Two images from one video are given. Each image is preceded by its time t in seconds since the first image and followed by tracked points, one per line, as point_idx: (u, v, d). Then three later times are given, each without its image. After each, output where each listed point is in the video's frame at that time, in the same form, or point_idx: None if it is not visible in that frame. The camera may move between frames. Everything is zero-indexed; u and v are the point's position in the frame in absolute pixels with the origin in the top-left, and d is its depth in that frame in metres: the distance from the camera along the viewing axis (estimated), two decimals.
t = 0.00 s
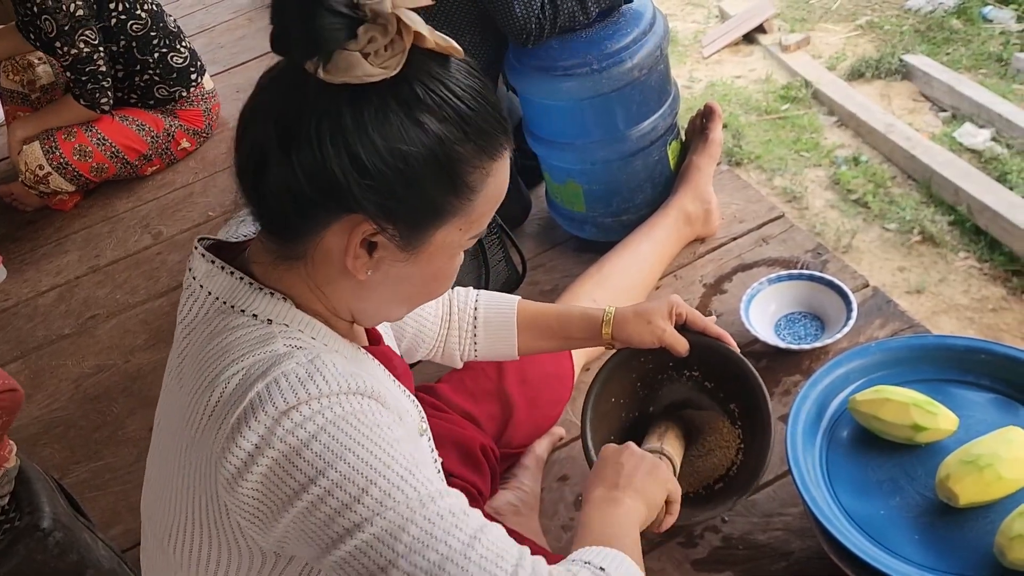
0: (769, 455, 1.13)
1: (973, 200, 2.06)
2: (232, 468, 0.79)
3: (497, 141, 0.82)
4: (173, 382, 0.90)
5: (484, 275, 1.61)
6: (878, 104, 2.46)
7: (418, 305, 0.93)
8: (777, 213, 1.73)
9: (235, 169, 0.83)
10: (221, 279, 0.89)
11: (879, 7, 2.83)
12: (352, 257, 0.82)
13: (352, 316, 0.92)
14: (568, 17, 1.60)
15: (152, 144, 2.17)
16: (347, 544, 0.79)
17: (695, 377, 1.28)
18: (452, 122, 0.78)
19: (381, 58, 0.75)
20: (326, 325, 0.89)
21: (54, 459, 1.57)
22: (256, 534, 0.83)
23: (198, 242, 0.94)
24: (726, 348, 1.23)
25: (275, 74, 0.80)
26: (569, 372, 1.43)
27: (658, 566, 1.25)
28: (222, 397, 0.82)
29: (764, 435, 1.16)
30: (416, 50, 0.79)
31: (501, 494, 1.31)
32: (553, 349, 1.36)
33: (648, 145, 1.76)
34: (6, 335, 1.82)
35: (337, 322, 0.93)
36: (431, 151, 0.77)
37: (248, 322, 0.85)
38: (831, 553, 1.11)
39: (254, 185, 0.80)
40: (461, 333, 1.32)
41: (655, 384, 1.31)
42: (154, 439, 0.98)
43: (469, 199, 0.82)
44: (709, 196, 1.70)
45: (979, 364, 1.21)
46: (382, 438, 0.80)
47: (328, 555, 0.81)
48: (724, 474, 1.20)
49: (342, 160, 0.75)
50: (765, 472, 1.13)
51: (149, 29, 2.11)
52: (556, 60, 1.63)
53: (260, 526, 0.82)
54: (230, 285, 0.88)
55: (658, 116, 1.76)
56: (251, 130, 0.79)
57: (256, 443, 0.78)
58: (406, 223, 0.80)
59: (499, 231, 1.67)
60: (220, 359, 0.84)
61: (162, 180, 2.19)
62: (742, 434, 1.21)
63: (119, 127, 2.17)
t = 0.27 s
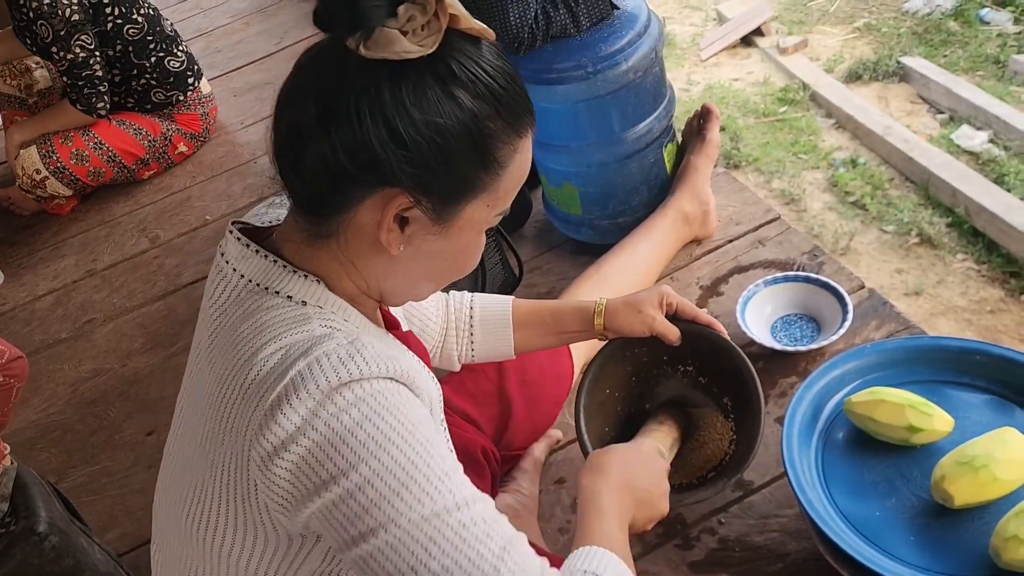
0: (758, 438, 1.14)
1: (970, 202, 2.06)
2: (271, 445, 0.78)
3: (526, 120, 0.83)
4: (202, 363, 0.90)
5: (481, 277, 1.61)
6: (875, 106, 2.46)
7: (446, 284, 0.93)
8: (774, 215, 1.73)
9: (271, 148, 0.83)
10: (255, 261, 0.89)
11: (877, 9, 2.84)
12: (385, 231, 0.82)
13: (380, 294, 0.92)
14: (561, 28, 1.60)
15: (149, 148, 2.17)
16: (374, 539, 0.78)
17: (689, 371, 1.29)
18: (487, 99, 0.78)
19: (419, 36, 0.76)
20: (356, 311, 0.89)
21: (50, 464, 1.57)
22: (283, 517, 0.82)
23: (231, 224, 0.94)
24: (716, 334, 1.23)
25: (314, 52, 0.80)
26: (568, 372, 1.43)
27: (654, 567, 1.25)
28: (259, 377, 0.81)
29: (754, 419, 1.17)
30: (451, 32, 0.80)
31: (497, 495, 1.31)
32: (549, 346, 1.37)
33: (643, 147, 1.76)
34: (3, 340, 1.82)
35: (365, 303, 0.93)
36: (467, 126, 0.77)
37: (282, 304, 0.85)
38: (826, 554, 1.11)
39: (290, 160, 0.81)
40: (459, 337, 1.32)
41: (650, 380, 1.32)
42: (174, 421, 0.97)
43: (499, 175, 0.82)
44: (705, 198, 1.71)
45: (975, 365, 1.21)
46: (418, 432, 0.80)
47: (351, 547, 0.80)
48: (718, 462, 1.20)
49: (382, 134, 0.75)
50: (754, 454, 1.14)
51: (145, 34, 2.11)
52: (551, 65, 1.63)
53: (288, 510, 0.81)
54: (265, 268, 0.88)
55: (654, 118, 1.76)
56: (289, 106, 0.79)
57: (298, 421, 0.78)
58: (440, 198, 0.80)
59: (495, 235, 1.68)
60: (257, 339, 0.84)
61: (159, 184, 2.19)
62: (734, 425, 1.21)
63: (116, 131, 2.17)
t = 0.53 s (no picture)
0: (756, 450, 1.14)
1: (968, 203, 2.06)
2: (223, 490, 0.79)
3: (476, 139, 0.83)
4: (165, 398, 0.90)
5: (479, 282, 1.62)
6: (873, 108, 2.47)
7: (404, 306, 0.93)
8: (771, 218, 1.73)
9: (217, 165, 0.84)
10: (210, 294, 0.89)
11: (874, 10, 2.84)
12: (334, 258, 0.82)
13: (337, 318, 0.92)
14: (557, 33, 1.61)
15: (148, 152, 2.17)
16: None
17: (687, 383, 1.29)
18: (432, 121, 0.78)
19: (359, 56, 0.75)
20: (311, 339, 0.90)
21: (50, 470, 1.57)
22: (246, 557, 0.82)
23: (186, 255, 0.94)
24: (713, 356, 1.23)
25: (255, 74, 0.81)
26: (563, 378, 1.43)
27: (653, 572, 1.25)
28: (213, 419, 0.82)
29: (750, 434, 1.16)
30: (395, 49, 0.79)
31: (496, 501, 1.31)
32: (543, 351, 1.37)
33: (641, 151, 1.77)
34: (2, 345, 1.82)
35: (324, 330, 0.93)
36: (411, 150, 0.77)
37: (238, 338, 0.86)
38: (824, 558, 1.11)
39: (236, 185, 0.81)
40: (450, 334, 1.34)
41: (647, 390, 1.32)
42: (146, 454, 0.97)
43: (450, 196, 0.82)
44: (703, 201, 1.71)
45: (973, 369, 1.22)
46: (371, 468, 0.80)
47: None
48: (714, 479, 1.21)
49: (323, 161, 0.75)
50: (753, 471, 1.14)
51: (144, 37, 2.11)
52: (549, 68, 1.64)
53: (249, 549, 0.81)
54: (220, 301, 0.88)
55: (651, 123, 1.76)
56: (233, 131, 0.80)
57: (247, 467, 0.78)
58: (389, 222, 0.80)
59: (492, 238, 1.68)
60: (210, 379, 0.84)
61: (158, 188, 2.19)
62: (731, 442, 1.21)
63: (115, 135, 2.17)
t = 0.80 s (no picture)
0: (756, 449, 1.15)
1: (966, 202, 2.07)
2: (261, 450, 0.78)
3: (515, 129, 0.83)
4: (197, 376, 0.90)
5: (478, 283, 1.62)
6: (871, 108, 2.47)
7: (441, 292, 0.94)
8: (771, 219, 1.73)
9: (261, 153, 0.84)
10: (245, 273, 0.89)
11: (872, 10, 2.84)
12: (377, 239, 0.83)
13: (375, 301, 0.93)
14: (556, 37, 1.60)
15: (146, 155, 2.17)
16: (370, 531, 0.78)
17: (690, 384, 1.29)
18: (475, 108, 0.78)
19: (406, 45, 0.75)
20: (350, 319, 0.90)
21: (50, 472, 1.57)
22: (278, 522, 0.81)
23: (225, 237, 0.95)
24: (716, 355, 1.24)
25: (303, 62, 0.81)
26: (564, 380, 1.43)
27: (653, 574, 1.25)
28: (249, 383, 0.82)
29: (750, 430, 1.17)
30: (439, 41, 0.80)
31: (497, 502, 1.31)
32: (549, 352, 1.37)
33: (641, 153, 1.77)
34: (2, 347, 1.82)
35: (360, 313, 0.94)
36: (455, 135, 0.77)
37: (274, 313, 0.86)
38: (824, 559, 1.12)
39: (284, 170, 0.81)
40: (460, 343, 1.33)
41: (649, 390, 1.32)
42: (173, 441, 0.96)
43: (490, 182, 0.83)
44: (703, 202, 1.71)
45: (972, 369, 1.22)
46: (406, 429, 0.81)
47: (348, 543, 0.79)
48: (711, 481, 1.21)
49: (370, 144, 0.76)
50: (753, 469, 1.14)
51: (142, 40, 2.10)
52: (549, 71, 1.64)
53: (282, 514, 0.80)
54: (255, 279, 0.88)
55: (651, 124, 1.76)
56: (280, 116, 0.80)
57: (286, 426, 0.78)
58: (431, 205, 0.80)
59: (492, 240, 1.68)
60: (247, 349, 0.84)
61: (157, 190, 2.19)
62: (732, 442, 1.21)
63: (113, 138, 2.16)
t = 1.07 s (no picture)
0: (756, 430, 1.15)
1: (965, 201, 2.06)
2: (262, 458, 0.78)
3: (508, 119, 0.83)
4: (194, 373, 0.90)
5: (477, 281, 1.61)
6: (870, 107, 2.47)
7: (436, 285, 0.94)
8: (770, 216, 1.73)
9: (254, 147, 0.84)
10: (244, 269, 0.89)
11: (870, 10, 2.84)
12: (369, 233, 0.83)
13: (370, 296, 0.92)
14: (547, 34, 1.61)
15: (145, 154, 2.17)
16: (367, 552, 0.78)
17: (682, 373, 1.29)
18: (468, 97, 0.78)
19: (398, 34, 0.75)
20: (345, 314, 0.90)
21: (49, 472, 1.56)
22: (274, 530, 0.82)
23: (220, 234, 0.94)
24: (707, 335, 1.24)
25: (295, 52, 0.81)
26: (566, 370, 1.43)
27: (653, 571, 1.25)
28: (250, 387, 0.81)
29: (748, 418, 1.17)
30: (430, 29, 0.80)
31: (496, 499, 1.31)
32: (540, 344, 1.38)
33: (639, 150, 1.77)
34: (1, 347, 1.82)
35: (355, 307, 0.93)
36: (448, 125, 0.77)
37: (273, 313, 0.85)
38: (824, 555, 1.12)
39: (274, 163, 0.81)
40: (450, 328, 1.34)
41: (643, 383, 1.32)
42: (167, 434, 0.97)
43: (483, 171, 0.82)
44: (703, 198, 1.71)
45: (972, 364, 1.22)
46: (410, 442, 0.80)
47: (341, 560, 0.79)
48: (715, 462, 1.21)
49: (361, 135, 0.76)
50: (754, 451, 1.14)
51: (140, 39, 2.10)
52: (547, 66, 1.64)
53: (279, 522, 0.81)
54: (255, 276, 0.88)
55: (649, 121, 1.76)
56: (272, 108, 0.80)
57: (288, 436, 0.78)
58: (423, 196, 0.80)
59: (491, 238, 1.68)
60: (246, 350, 0.84)
61: (156, 190, 2.19)
62: (729, 424, 1.22)
63: (112, 138, 2.17)
